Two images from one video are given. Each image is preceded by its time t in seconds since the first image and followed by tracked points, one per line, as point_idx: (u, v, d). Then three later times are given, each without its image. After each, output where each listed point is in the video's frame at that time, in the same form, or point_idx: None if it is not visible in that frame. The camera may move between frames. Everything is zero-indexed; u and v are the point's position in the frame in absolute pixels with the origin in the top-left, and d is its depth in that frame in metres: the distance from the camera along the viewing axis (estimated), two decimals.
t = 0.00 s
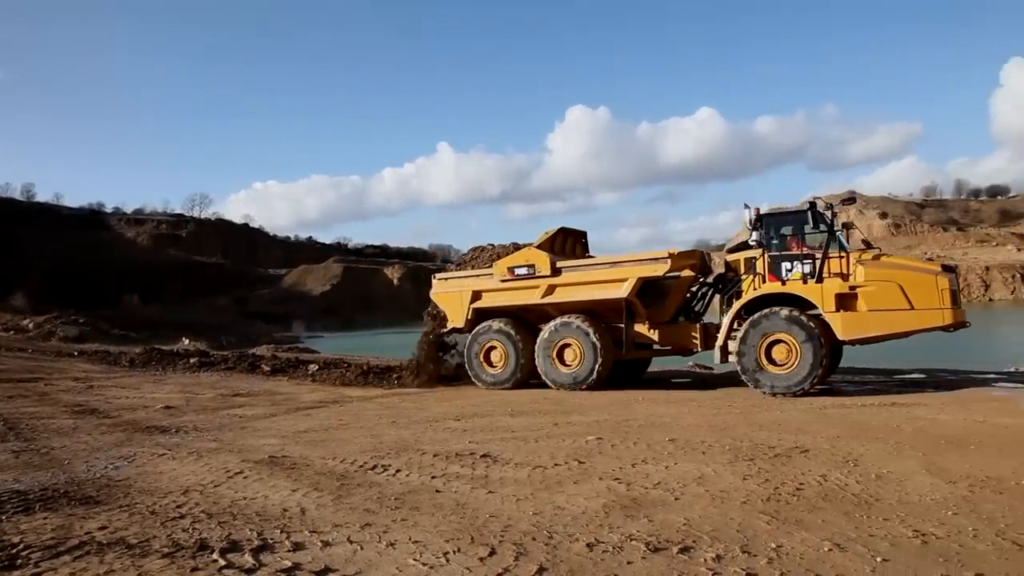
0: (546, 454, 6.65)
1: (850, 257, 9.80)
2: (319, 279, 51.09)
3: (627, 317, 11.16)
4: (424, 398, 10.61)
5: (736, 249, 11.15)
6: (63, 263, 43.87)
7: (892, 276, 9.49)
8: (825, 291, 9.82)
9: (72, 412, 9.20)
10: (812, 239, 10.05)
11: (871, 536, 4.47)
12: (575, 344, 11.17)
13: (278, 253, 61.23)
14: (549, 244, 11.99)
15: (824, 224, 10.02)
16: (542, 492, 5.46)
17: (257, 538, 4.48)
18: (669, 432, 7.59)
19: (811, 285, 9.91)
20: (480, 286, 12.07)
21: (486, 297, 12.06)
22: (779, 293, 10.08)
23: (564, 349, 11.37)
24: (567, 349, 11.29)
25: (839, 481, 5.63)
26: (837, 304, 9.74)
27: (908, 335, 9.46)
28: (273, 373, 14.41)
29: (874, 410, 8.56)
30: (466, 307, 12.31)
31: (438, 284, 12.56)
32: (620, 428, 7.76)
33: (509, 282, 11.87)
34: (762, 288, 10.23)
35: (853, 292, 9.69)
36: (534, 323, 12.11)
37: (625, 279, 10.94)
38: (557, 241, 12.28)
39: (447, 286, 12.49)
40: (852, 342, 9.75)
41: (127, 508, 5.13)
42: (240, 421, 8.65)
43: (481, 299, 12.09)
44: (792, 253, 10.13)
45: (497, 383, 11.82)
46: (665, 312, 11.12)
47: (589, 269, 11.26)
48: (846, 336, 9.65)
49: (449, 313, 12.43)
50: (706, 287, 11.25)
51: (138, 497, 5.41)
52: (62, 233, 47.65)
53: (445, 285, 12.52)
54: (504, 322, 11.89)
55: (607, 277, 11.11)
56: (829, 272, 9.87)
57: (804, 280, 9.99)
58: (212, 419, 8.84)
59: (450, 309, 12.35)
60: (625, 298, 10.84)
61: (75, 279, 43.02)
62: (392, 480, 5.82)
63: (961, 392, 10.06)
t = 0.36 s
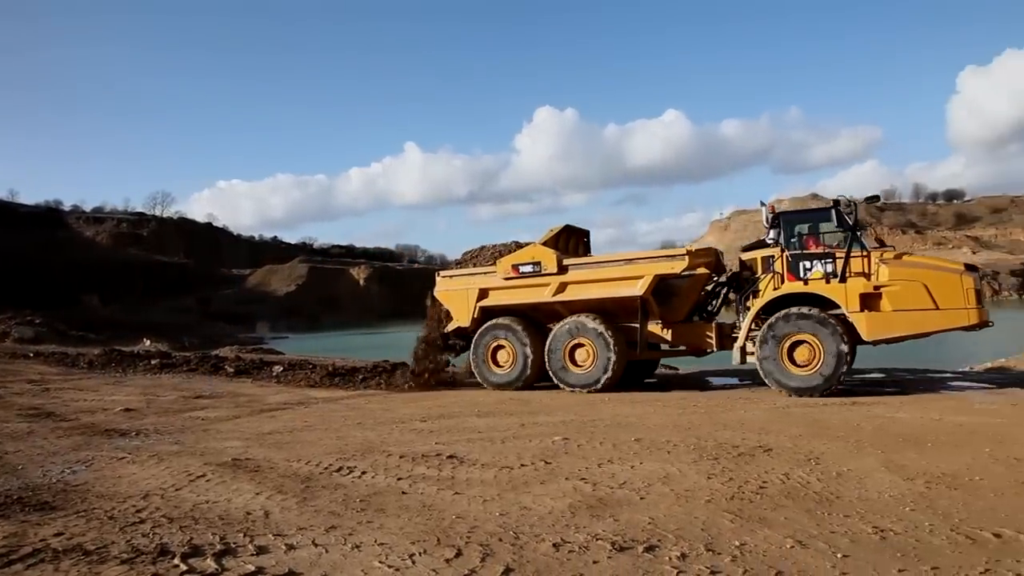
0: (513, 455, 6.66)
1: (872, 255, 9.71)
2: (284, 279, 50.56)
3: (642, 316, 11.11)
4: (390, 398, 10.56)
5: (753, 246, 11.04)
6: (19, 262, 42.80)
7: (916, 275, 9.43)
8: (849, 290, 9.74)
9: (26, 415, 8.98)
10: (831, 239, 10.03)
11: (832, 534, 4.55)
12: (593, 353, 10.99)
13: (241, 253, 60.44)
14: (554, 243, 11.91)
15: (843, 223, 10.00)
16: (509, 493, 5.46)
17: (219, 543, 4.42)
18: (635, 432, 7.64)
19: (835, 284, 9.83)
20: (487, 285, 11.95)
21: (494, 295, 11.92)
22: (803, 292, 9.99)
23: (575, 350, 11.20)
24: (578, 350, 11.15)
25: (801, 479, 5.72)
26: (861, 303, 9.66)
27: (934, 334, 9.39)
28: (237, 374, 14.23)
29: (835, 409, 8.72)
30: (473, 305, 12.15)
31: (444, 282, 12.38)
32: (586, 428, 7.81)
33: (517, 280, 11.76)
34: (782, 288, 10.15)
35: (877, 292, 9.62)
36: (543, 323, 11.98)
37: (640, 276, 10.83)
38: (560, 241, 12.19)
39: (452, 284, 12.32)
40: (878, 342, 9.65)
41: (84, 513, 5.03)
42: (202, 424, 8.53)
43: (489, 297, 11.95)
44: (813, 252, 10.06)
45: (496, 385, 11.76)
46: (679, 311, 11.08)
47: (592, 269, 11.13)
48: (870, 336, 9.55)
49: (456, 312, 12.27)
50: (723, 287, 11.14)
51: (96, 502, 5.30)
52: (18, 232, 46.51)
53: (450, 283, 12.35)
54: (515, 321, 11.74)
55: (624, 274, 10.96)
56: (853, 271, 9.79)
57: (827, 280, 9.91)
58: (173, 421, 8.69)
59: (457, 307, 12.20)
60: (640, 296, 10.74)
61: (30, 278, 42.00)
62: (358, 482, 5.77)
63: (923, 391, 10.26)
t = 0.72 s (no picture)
0: (472, 456, 6.65)
1: (886, 252, 9.58)
2: (240, 280, 49.77)
3: (650, 313, 10.83)
4: (347, 400, 10.47)
5: (761, 244, 10.78)
6: None
7: (931, 273, 9.37)
8: (866, 288, 9.58)
9: None
10: (837, 235, 9.89)
11: (785, 530, 4.64)
12: (596, 365, 10.74)
13: (196, 253, 59.35)
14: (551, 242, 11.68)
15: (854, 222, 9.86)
16: (468, 495, 5.44)
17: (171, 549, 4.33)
18: (593, 432, 7.69)
19: (851, 283, 9.65)
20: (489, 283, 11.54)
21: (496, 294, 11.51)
22: (818, 291, 9.79)
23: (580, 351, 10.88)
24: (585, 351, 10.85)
25: (755, 477, 5.82)
26: (878, 301, 9.52)
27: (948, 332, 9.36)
28: (190, 376, 13.98)
29: (790, 408, 8.89)
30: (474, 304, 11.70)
31: (444, 281, 11.92)
32: (545, 429, 7.85)
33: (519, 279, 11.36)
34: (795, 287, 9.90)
35: (893, 290, 9.49)
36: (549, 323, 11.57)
37: (649, 273, 10.58)
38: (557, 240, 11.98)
39: (452, 282, 11.88)
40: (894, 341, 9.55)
41: (29, 521, 4.88)
42: (154, 427, 8.35)
43: (490, 296, 11.53)
44: (826, 249, 9.85)
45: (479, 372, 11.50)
46: (687, 309, 10.85)
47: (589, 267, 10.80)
48: (887, 335, 9.43)
49: (456, 311, 11.83)
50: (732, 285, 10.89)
51: (42, 509, 5.15)
52: None
53: (449, 281, 11.91)
54: (519, 320, 11.34)
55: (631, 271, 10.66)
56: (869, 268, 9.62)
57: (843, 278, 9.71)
58: (123, 425, 8.49)
59: (458, 305, 11.76)
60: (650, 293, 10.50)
61: None
62: (314, 485, 5.71)
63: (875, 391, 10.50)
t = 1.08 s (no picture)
0: (419, 457, 6.61)
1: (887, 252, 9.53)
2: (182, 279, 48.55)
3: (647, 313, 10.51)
4: (292, 402, 10.32)
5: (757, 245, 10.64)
6: None
7: (931, 273, 9.34)
8: (869, 287, 9.49)
9: None
10: (836, 235, 9.86)
11: (728, 526, 4.74)
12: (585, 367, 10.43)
13: (135, 251, 57.77)
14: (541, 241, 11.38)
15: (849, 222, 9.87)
16: (414, 496, 5.42)
17: (106, 558, 4.21)
18: (539, 432, 7.71)
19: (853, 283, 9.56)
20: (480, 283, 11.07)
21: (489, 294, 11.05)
22: (819, 291, 9.68)
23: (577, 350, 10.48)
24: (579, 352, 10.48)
25: (699, 475, 5.93)
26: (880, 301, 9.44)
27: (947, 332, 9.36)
28: (128, 377, 13.60)
29: (733, 408, 9.09)
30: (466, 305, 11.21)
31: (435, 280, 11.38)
32: (491, 429, 7.85)
33: (513, 279, 10.93)
34: (797, 287, 9.76)
35: (894, 290, 9.43)
36: (541, 324, 11.20)
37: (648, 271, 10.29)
38: (544, 239, 11.84)
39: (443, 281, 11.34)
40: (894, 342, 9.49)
41: None
42: (89, 431, 8.09)
43: (483, 296, 11.06)
44: (824, 248, 9.72)
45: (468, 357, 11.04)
46: (684, 308, 10.53)
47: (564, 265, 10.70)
48: (890, 335, 9.35)
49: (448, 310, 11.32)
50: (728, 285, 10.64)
51: None
52: None
53: (440, 280, 11.37)
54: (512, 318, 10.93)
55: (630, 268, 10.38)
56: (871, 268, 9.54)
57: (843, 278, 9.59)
58: (56, 429, 8.20)
59: (448, 304, 11.22)
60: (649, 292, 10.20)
61: None
62: (258, 489, 5.60)
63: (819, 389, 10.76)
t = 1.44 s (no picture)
0: (348, 460, 6.52)
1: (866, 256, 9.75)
2: (99, 279, 46.66)
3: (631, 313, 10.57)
4: (217, 405, 10.03)
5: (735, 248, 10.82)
6: None
7: (910, 276, 9.53)
8: (851, 290, 9.67)
9: None
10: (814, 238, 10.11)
11: (657, 524, 4.83)
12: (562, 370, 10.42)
13: (48, 248, 55.28)
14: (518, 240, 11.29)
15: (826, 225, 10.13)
16: (343, 500, 5.35)
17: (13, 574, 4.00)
18: (470, 433, 7.71)
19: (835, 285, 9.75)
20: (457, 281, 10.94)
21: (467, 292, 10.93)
22: (801, 292, 9.86)
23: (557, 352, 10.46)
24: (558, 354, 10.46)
25: (628, 474, 6.03)
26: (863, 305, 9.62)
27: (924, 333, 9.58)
28: (39, 381, 13.01)
29: (660, 407, 9.28)
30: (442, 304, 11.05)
31: (408, 278, 11.19)
32: (423, 431, 7.82)
33: (492, 278, 10.84)
34: (780, 288, 9.94)
35: (874, 292, 9.62)
36: (520, 324, 11.13)
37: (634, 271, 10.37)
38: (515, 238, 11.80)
39: (417, 279, 11.17)
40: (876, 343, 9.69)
41: None
42: None
43: (461, 294, 10.94)
44: (804, 250, 9.97)
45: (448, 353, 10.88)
46: (665, 308, 10.65)
47: (539, 265, 10.68)
48: (871, 336, 9.53)
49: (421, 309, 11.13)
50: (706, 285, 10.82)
51: None
52: None
53: (415, 279, 11.18)
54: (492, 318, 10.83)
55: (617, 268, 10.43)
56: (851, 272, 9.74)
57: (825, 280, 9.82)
58: None
59: (426, 304, 11.06)
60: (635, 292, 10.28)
61: None
62: (180, 496, 5.43)
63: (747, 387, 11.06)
